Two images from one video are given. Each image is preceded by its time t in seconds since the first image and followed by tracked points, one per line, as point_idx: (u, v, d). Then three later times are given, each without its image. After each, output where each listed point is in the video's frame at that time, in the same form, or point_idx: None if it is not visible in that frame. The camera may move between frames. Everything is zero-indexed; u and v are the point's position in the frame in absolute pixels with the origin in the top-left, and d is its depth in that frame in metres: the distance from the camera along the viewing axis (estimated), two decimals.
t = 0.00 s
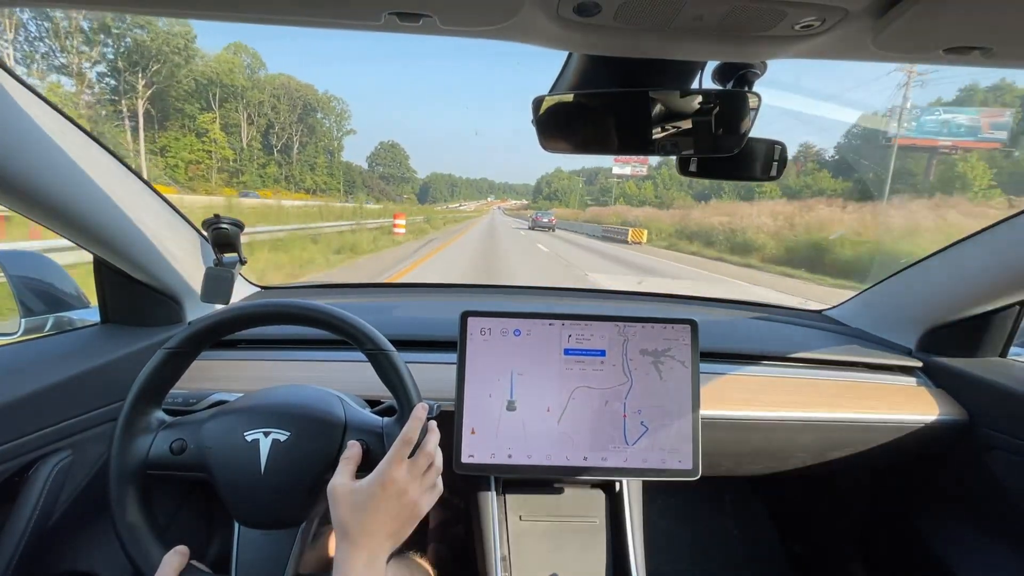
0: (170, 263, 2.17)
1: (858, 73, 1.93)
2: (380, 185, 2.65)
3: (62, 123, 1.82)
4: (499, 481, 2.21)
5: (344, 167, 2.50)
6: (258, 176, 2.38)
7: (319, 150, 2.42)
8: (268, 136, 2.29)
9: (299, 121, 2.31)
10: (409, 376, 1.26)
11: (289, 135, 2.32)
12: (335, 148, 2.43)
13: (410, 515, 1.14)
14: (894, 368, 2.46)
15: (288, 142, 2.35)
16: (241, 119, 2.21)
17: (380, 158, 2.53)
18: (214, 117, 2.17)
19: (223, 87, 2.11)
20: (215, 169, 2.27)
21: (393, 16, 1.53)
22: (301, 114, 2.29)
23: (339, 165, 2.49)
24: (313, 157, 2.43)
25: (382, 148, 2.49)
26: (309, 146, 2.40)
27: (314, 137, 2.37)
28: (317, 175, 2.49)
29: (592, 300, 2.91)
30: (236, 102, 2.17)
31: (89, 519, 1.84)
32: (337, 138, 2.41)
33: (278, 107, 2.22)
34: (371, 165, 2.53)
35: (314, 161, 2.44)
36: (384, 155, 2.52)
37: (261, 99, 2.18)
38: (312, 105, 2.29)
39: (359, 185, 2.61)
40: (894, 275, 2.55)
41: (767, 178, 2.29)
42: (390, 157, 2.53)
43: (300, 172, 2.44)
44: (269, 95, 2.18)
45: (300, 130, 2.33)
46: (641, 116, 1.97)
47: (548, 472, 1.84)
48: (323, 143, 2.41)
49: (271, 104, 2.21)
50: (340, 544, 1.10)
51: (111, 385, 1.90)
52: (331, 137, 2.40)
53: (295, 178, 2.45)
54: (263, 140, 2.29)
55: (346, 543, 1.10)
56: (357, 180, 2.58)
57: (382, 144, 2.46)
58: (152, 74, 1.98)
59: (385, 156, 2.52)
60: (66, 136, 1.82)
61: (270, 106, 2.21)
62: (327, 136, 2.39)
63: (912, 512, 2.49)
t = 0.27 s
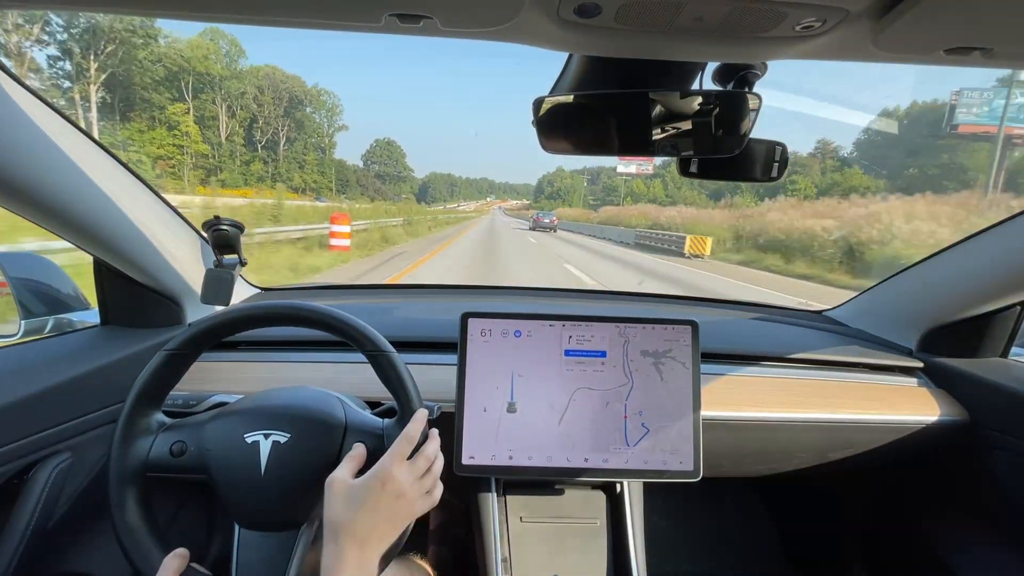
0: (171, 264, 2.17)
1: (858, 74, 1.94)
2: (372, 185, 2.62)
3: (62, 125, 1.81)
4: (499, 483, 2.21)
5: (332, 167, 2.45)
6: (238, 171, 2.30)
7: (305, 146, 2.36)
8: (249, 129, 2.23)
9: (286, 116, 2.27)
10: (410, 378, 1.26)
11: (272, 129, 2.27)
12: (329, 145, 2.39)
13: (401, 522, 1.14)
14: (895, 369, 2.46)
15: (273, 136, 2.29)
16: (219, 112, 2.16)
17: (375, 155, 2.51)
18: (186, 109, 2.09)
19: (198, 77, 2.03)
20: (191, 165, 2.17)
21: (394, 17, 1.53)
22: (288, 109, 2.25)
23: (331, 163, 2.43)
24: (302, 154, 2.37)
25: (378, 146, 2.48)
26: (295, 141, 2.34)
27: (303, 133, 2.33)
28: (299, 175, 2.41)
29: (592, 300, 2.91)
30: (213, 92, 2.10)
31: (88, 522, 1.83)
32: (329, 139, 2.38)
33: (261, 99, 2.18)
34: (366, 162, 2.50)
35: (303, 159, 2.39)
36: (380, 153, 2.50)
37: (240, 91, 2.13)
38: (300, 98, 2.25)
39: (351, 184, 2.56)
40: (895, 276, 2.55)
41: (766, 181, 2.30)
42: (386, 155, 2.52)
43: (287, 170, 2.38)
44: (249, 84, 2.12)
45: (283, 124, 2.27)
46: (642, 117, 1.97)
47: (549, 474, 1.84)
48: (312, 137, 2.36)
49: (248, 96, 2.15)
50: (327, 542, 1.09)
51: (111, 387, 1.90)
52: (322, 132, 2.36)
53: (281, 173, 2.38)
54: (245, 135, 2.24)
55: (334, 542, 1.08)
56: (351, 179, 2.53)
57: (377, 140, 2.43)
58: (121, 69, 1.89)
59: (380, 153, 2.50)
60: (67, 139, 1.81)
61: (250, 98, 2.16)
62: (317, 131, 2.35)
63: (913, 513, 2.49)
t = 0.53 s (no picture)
0: (171, 264, 2.16)
1: (858, 74, 1.93)
2: (363, 184, 2.49)
3: (61, 124, 1.81)
4: (499, 484, 2.20)
5: (321, 166, 2.38)
6: (217, 169, 2.22)
7: (289, 141, 2.30)
8: (227, 123, 2.16)
9: (271, 109, 2.20)
10: (409, 378, 1.26)
11: (253, 124, 2.20)
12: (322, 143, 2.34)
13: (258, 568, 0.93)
14: (895, 370, 2.46)
15: (255, 130, 2.22)
16: (193, 101, 2.05)
17: (370, 154, 2.45)
18: (152, 97, 1.97)
19: (166, 64, 1.90)
20: (162, 159, 2.09)
21: (395, 16, 1.53)
22: (272, 102, 2.18)
23: (321, 165, 2.37)
24: (287, 151, 2.31)
25: (374, 143, 2.44)
26: (281, 136, 2.29)
27: (291, 128, 2.28)
28: (282, 174, 2.34)
29: (592, 300, 2.91)
30: (184, 81, 1.99)
31: (87, 522, 1.83)
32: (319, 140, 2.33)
33: (241, 91, 2.09)
34: (361, 161, 2.44)
35: (291, 156, 2.33)
36: (375, 151, 2.46)
37: (215, 81, 2.03)
38: (287, 91, 2.18)
39: (344, 183, 2.45)
40: (895, 277, 2.55)
41: (768, 181, 2.31)
42: (381, 153, 2.48)
43: (271, 167, 2.30)
44: (224, 74, 2.01)
45: (264, 117, 2.21)
46: (641, 118, 1.97)
47: (549, 474, 1.83)
48: (296, 132, 2.29)
49: (223, 86, 2.05)
50: None
51: (110, 386, 1.89)
52: (309, 126, 2.30)
53: (264, 172, 2.31)
54: (224, 129, 2.16)
55: None
56: (343, 178, 2.43)
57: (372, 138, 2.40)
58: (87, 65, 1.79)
59: (374, 151, 2.45)
60: (68, 139, 1.81)
61: (228, 89, 2.07)
62: (306, 126, 2.29)
63: (914, 515, 2.48)
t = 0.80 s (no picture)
0: (171, 264, 2.16)
1: (858, 73, 1.93)
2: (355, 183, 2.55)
3: (62, 125, 1.81)
4: (499, 483, 2.20)
5: (307, 166, 2.40)
6: (192, 166, 2.14)
7: (273, 137, 2.25)
8: (202, 115, 2.05)
9: (251, 101, 2.13)
10: (409, 378, 1.25)
11: (232, 118, 2.12)
12: (312, 139, 2.33)
13: None
14: (895, 370, 2.46)
15: (235, 125, 2.14)
16: (159, 90, 1.95)
17: (365, 151, 2.46)
18: (111, 86, 1.86)
19: (126, 49, 1.79)
20: (133, 152, 2.02)
21: (395, 16, 1.53)
22: (254, 94, 2.10)
23: (308, 172, 2.42)
24: (269, 145, 2.26)
25: (369, 141, 2.44)
26: (263, 131, 2.22)
27: (275, 122, 2.23)
28: (266, 172, 2.29)
29: (592, 300, 2.91)
30: (150, 68, 1.88)
31: (87, 521, 1.83)
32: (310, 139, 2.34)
33: (216, 81, 2.00)
34: (355, 159, 2.45)
35: (277, 153, 2.30)
36: (369, 148, 2.46)
37: (186, 70, 1.91)
38: (270, 82, 2.09)
39: (335, 182, 2.51)
40: (895, 276, 2.55)
41: (768, 180, 2.31)
42: (376, 150, 2.47)
43: (254, 165, 2.24)
44: (198, 63, 1.91)
45: (244, 110, 2.13)
46: (642, 118, 1.97)
47: (549, 474, 1.83)
48: (280, 127, 2.25)
49: (198, 76, 1.95)
50: None
51: (110, 386, 1.89)
52: (295, 120, 2.26)
53: (247, 172, 2.24)
54: (200, 123, 2.07)
55: None
56: (334, 176, 2.48)
57: (367, 135, 2.40)
58: (36, 52, 1.66)
59: (370, 149, 2.45)
60: (68, 140, 1.81)
61: (204, 80, 1.97)
62: (294, 121, 2.26)
63: (914, 515, 2.48)
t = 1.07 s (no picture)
0: (171, 265, 2.16)
1: (857, 73, 1.94)
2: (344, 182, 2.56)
3: (62, 125, 1.81)
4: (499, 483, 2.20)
5: (294, 161, 2.39)
6: (163, 161, 2.11)
7: (255, 134, 2.25)
8: (170, 103, 2.04)
9: (228, 91, 2.12)
10: (409, 379, 1.26)
11: (209, 112, 2.13)
12: (301, 135, 2.35)
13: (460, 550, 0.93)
14: (895, 369, 2.46)
15: (210, 117, 2.15)
16: (117, 75, 1.89)
17: (359, 150, 2.47)
18: (57, 67, 1.75)
19: (81, 28, 1.73)
20: (119, 144, 1.99)
21: (394, 16, 1.53)
22: (231, 83, 2.09)
23: (297, 167, 2.40)
24: (252, 142, 2.27)
25: (362, 138, 2.43)
26: (242, 124, 2.22)
27: (257, 115, 2.22)
28: (247, 169, 2.29)
29: (591, 300, 2.91)
30: (106, 51, 1.81)
31: (88, 522, 1.83)
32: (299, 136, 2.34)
33: (188, 68, 1.98)
34: (350, 157, 2.48)
35: (261, 148, 2.30)
36: (363, 145, 2.45)
37: (150, 52, 1.89)
38: (247, 70, 2.07)
39: (326, 181, 2.52)
40: (895, 275, 2.55)
41: (767, 180, 2.29)
42: (370, 147, 2.47)
43: (232, 160, 2.25)
44: (166, 47, 1.89)
45: (218, 100, 2.12)
46: (641, 118, 1.98)
47: (549, 473, 1.83)
48: (264, 122, 2.25)
49: (166, 61, 1.93)
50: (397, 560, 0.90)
51: (110, 386, 1.89)
52: (278, 113, 2.26)
53: (226, 167, 2.25)
54: (170, 114, 2.06)
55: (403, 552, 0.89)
56: (324, 175, 2.48)
57: (360, 131, 2.38)
58: None
59: (364, 147, 2.46)
60: (68, 139, 1.82)
61: (177, 68, 1.96)
62: (277, 112, 2.26)
63: (914, 514, 2.48)
